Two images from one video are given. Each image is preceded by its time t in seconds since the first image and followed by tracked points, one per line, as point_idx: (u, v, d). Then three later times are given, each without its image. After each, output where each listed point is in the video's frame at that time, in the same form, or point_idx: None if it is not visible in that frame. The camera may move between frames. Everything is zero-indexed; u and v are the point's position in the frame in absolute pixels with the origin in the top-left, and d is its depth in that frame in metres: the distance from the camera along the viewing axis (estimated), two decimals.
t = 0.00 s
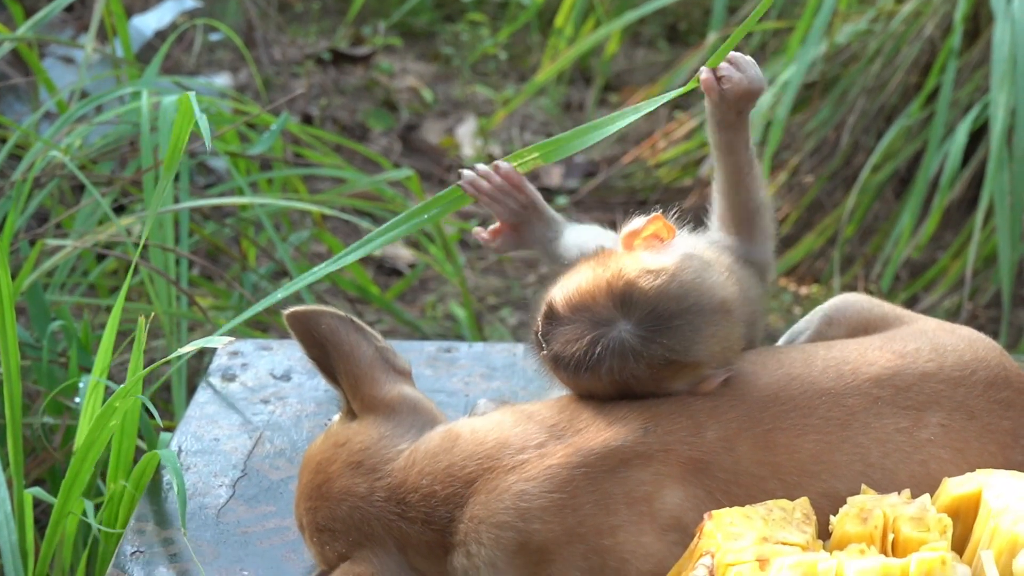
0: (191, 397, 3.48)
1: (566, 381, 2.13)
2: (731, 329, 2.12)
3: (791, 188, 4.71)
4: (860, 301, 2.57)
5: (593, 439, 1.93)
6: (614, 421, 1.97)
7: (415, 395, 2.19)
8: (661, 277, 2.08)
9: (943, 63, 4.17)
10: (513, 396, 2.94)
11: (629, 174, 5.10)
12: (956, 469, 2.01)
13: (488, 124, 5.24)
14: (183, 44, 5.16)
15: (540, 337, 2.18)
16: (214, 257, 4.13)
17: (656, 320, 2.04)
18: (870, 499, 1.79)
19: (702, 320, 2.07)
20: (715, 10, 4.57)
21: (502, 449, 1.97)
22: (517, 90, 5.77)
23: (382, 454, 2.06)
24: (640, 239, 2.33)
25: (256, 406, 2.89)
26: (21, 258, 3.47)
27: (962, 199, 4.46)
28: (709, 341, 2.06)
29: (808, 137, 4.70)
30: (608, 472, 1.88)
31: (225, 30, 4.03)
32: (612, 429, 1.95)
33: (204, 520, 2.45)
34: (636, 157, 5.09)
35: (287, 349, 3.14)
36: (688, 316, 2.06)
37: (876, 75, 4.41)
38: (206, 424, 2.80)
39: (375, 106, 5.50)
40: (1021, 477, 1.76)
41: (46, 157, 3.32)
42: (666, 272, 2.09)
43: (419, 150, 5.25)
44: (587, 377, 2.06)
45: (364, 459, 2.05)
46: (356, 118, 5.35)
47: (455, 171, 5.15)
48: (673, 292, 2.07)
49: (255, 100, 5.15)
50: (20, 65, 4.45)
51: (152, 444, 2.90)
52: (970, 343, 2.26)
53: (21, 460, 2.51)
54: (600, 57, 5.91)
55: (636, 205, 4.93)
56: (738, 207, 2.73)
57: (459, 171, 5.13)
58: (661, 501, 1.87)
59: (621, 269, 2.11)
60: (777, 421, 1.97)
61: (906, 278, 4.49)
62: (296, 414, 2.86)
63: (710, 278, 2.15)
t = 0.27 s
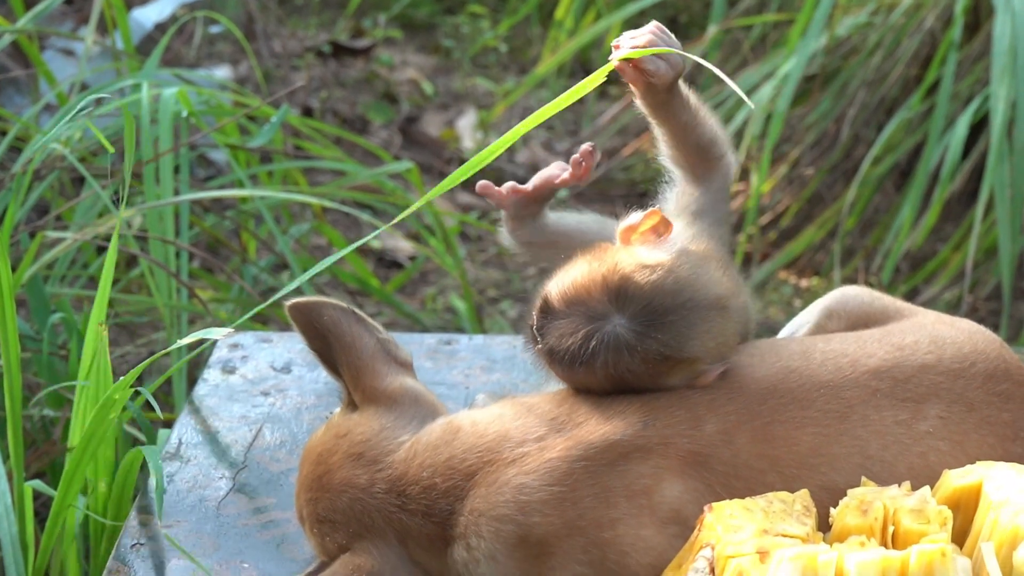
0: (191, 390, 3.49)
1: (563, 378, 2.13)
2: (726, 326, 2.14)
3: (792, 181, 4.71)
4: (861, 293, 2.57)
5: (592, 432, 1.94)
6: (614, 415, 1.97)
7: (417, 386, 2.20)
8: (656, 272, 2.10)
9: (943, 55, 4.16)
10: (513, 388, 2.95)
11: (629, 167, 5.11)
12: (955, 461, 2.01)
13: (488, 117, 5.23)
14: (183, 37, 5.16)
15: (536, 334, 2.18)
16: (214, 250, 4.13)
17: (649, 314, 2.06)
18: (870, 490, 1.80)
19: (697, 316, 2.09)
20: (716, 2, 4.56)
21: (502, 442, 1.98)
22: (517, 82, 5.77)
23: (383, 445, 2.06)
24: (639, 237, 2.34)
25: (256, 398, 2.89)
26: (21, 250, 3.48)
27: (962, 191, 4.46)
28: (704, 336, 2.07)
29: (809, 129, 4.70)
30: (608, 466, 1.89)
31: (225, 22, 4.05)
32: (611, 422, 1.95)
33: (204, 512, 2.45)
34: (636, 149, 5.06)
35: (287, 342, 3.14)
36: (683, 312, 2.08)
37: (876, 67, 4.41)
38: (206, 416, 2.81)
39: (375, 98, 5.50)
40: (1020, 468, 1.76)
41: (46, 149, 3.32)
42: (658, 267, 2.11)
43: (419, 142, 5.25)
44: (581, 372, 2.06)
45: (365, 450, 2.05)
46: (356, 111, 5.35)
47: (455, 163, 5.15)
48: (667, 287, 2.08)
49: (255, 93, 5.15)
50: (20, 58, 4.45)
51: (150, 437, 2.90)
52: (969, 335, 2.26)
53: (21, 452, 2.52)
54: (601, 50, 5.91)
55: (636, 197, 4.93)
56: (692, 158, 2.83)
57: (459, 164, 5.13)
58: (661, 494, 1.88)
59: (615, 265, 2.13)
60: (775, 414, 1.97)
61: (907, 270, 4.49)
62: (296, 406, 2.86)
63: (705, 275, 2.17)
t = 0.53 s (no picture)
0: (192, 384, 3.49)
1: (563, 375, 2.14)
2: (728, 324, 2.15)
3: (793, 174, 4.71)
4: (862, 288, 2.57)
5: (593, 427, 1.94)
6: (615, 410, 1.98)
7: (421, 380, 2.20)
8: (656, 268, 2.12)
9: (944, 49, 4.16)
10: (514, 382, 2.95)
11: (630, 161, 5.11)
12: (956, 456, 2.01)
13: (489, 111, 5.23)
14: (183, 31, 5.16)
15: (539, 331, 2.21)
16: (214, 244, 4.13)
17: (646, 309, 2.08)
18: (871, 485, 1.80)
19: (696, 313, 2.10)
20: None
21: (503, 436, 1.98)
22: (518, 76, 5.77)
23: (386, 438, 2.06)
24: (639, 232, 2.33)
25: (256, 392, 2.89)
26: (22, 244, 3.48)
27: (964, 185, 4.46)
28: (703, 334, 2.08)
29: (810, 123, 4.70)
30: (608, 460, 1.89)
31: (226, 17, 3.98)
32: (611, 417, 1.95)
33: (205, 506, 2.46)
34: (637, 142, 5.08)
35: (288, 336, 3.15)
36: (681, 308, 2.09)
37: (877, 61, 4.40)
38: (206, 410, 2.81)
39: (376, 92, 5.49)
40: (1021, 463, 1.77)
41: (47, 143, 3.32)
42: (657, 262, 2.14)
43: (419, 137, 5.25)
44: (580, 366, 2.08)
45: (368, 442, 2.06)
46: (357, 105, 5.35)
47: (456, 158, 5.15)
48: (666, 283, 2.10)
49: (256, 87, 5.15)
50: (20, 52, 4.44)
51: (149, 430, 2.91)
52: (970, 331, 2.26)
53: (22, 446, 2.52)
54: (601, 44, 5.90)
55: (637, 191, 4.93)
56: (687, 121, 2.80)
57: (460, 158, 5.13)
58: (661, 489, 1.88)
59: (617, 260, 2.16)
60: (776, 409, 1.97)
61: (907, 264, 4.49)
62: (296, 400, 2.86)
63: (705, 274, 2.18)
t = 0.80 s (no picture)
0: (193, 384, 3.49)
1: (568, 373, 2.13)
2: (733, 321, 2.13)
3: (793, 174, 4.71)
4: (862, 286, 2.56)
5: (594, 426, 1.94)
6: (617, 409, 1.98)
7: (424, 379, 2.19)
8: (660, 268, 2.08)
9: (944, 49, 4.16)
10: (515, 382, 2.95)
11: (630, 160, 5.11)
12: (957, 455, 2.01)
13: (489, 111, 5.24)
14: (183, 31, 5.16)
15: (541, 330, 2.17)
16: (215, 244, 4.13)
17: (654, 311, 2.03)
18: (872, 484, 1.80)
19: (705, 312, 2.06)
20: None
21: (504, 436, 1.98)
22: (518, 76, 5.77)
23: (388, 437, 2.06)
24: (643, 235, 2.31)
25: (257, 392, 2.90)
26: (22, 244, 3.48)
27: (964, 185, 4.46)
28: (709, 332, 2.04)
29: (810, 123, 4.70)
30: (610, 461, 1.89)
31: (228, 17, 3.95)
32: (613, 417, 1.95)
33: (205, 506, 2.46)
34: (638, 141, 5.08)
35: (289, 336, 3.15)
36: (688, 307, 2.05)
37: (878, 61, 4.40)
38: (207, 410, 2.81)
39: (376, 92, 5.49)
40: (1022, 462, 1.77)
41: (47, 143, 3.32)
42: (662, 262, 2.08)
43: (420, 136, 5.25)
44: (588, 368, 2.05)
45: (370, 441, 2.06)
46: (358, 105, 5.35)
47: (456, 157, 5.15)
48: (674, 284, 2.05)
49: (256, 87, 5.15)
50: (20, 52, 4.44)
51: (148, 428, 2.91)
52: (970, 330, 2.26)
53: (22, 446, 2.52)
54: (602, 43, 5.91)
55: (638, 191, 4.93)
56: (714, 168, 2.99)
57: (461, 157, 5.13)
58: (662, 489, 1.88)
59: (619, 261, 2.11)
60: (777, 409, 1.97)
61: (908, 264, 4.49)
62: (297, 400, 2.86)
63: (710, 269, 2.13)
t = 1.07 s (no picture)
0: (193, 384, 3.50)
1: (565, 373, 2.13)
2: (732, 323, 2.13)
3: (794, 175, 4.70)
4: (862, 287, 2.56)
5: (594, 428, 1.94)
6: (617, 410, 1.98)
7: (424, 380, 2.20)
8: (656, 268, 2.07)
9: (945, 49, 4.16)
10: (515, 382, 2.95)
11: (631, 161, 5.11)
12: (957, 456, 2.01)
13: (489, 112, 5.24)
14: (184, 31, 5.17)
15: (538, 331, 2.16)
16: (215, 244, 4.13)
17: (650, 311, 2.03)
18: (872, 485, 1.80)
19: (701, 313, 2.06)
20: None
21: (505, 437, 1.98)
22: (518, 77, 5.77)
23: (388, 437, 2.06)
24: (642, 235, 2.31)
25: (257, 393, 2.90)
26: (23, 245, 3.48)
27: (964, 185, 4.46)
28: (705, 333, 2.04)
29: (810, 123, 4.70)
30: (610, 462, 1.89)
31: (228, 16, 3.95)
32: (612, 418, 1.95)
33: (206, 506, 2.46)
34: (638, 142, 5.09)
35: (290, 336, 3.15)
36: (684, 308, 2.05)
37: (878, 61, 4.41)
38: (208, 411, 2.81)
39: (377, 92, 5.50)
40: (1022, 463, 1.77)
41: (48, 144, 3.33)
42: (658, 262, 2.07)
43: (420, 137, 5.25)
44: (584, 369, 2.05)
45: (370, 442, 2.06)
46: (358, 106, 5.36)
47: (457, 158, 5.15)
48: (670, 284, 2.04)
49: (257, 87, 5.16)
50: (21, 52, 4.45)
51: (148, 428, 2.91)
52: (970, 331, 2.26)
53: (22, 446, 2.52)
54: (602, 44, 5.91)
55: (638, 192, 4.93)
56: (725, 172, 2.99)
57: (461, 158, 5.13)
58: (662, 490, 1.88)
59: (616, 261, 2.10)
60: (777, 410, 1.97)
61: (908, 265, 4.49)
62: (297, 401, 2.86)
63: (706, 270, 2.13)
